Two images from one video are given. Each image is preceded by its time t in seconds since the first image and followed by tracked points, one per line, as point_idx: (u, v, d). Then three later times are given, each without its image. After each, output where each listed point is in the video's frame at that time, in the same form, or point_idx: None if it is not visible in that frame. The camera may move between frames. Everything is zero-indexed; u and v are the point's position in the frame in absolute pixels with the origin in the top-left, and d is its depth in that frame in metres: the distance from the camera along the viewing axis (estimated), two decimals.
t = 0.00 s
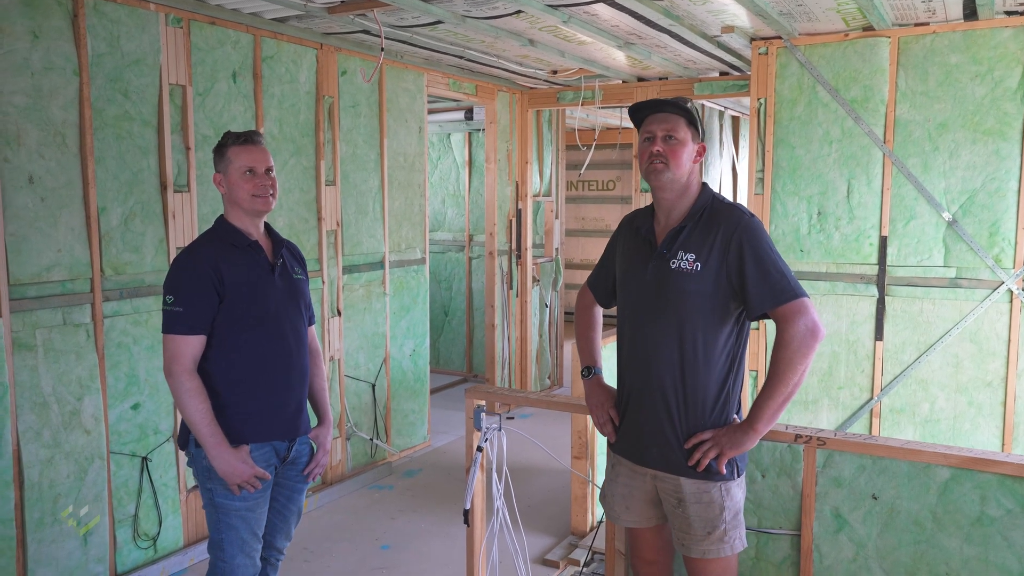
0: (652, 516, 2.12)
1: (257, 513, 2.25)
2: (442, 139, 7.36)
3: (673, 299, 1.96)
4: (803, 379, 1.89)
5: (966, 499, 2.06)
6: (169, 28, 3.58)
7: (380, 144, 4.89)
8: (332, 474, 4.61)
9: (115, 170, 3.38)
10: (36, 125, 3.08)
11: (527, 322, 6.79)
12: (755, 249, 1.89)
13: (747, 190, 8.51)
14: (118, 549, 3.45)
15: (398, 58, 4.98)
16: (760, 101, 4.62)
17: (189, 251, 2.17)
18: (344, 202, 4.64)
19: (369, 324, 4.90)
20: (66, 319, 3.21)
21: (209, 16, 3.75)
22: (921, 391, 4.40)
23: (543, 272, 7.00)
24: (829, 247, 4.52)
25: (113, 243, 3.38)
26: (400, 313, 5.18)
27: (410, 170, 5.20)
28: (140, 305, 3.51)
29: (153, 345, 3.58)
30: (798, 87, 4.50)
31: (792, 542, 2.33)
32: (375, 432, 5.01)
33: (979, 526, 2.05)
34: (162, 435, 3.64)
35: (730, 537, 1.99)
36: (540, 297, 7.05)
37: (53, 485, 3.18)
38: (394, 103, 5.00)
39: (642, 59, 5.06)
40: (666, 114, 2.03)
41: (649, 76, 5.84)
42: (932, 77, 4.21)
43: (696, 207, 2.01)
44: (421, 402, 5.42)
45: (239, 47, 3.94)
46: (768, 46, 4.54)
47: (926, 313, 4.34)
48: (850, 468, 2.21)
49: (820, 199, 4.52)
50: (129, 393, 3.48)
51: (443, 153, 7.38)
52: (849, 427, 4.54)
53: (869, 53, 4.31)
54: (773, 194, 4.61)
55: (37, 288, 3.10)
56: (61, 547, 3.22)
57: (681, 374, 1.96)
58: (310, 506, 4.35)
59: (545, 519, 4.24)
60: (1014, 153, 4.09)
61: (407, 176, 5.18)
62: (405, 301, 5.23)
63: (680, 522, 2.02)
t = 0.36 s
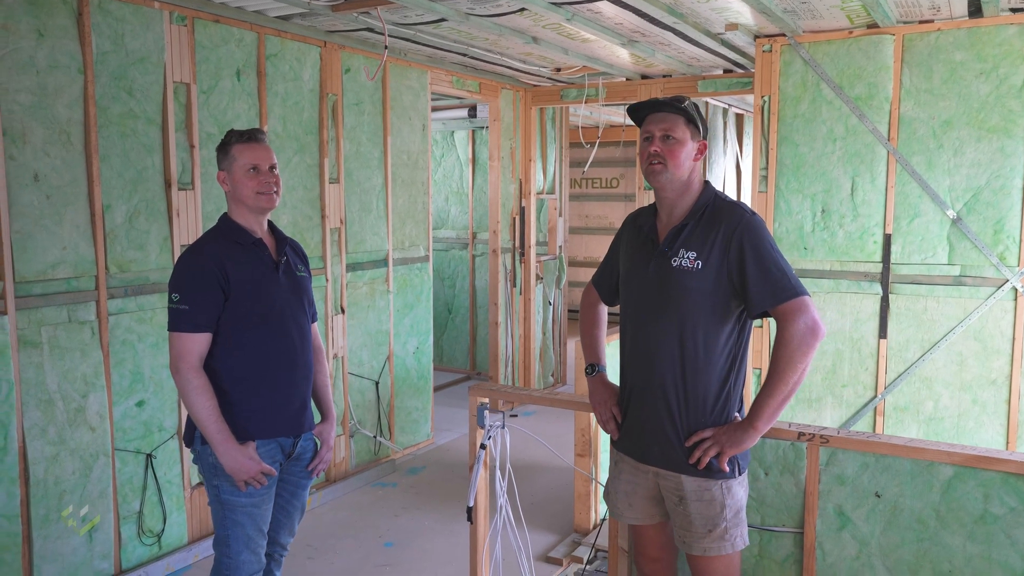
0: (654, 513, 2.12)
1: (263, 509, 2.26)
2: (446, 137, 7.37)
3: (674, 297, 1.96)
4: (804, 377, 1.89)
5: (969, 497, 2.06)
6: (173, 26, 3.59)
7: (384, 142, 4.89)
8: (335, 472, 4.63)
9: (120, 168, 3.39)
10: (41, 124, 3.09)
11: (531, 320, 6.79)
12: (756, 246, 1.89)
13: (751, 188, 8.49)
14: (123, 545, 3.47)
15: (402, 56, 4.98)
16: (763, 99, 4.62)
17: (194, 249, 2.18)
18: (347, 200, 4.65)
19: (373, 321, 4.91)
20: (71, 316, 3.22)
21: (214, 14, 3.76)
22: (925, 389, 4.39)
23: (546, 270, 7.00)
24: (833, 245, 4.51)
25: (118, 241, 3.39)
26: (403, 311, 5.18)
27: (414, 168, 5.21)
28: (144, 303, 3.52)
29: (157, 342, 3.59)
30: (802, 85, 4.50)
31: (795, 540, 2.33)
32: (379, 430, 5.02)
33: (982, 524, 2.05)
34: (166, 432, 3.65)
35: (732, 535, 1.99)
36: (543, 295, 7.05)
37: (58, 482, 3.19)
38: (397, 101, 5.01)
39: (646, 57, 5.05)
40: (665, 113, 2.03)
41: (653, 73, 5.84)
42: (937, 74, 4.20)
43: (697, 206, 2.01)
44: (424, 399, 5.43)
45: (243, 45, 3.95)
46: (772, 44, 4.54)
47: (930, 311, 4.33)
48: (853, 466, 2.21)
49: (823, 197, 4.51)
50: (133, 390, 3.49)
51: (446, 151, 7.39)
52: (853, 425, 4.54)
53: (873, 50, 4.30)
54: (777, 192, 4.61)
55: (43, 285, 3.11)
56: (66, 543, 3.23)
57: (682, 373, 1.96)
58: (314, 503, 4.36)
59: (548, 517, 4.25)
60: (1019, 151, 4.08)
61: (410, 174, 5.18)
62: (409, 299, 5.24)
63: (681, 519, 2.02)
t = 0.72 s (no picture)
0: (655, 511, 2.12)
1: (262, 506, 2.26)
2: (446, 136, 7.37)
3: (673, 295, 1.96)
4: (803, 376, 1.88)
5: (969, 495, 2.06)
6: (174, 25, 3.59)
7: (385, 140, 4.89)
8: (336, 470, 4.63)
9: (120, 166, 3.39)
10: (42, 122, 3.09)
11: (532, 318, 6.80)
12: (755, 245, 1.89)
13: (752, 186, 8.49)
14: (124, 543, 3.47)
15: (403, 54, 4.98)
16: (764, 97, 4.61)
17: (194, 246, 2.18)
18: (348, 198, 4.65)
19: (374, 320, 4.91)
20: (72, 314, 3.23)
21: (214, 12, 3.76)
22: (926, 387, 4.39)
23: (547, 268, 7.00)
24: (834, 243, 4.51)
25: (118, 239, 3.40)
26: (404, 309, 5.19)
27: (415, 166, 5.21)
28: (145, 301, 3.52)
29: (158, 340, 3.59)
30: (803, 83, 4.49)
31: (795, 538, 2.33)
32: (380, 428, 5.02)
33: (983, 522, 2.05)
34: (167, 430, 3.65)
35: (732, 534, 1.99)
36: (544, 294, 7.05)
37: (59, 480, 3.20)
38: (398, 99, 5.01)
39: (647, 55, 5.05)
40: (663, 112, 2.03)
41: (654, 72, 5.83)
42: (938, 73, 4.20)
43: (697, 204, 2.01)
44: (425, 397, 5.43)
45: (244, 43, 3.95)
46: (773, 42, 4.53)
47: (931, 310, 4.33)
48: (853, 464, 2.21)
49: (824, 195, 4.51)
50: (134, 388, 3.50)
51: (447, 150, 7.39)
52: (854, 423, 4.54)
53: (874, 48, 4.29)
54: (777, 190, 4.61)
55: (44, 284, 3.12)
56: (66, 541, 3.24)
57: (681, 371, 1.96)
58: (315, 502, 4.36)
59: (549, 515, 4.25)
60: (1019, 150, 4.08)
61: (411, 172, 5.18)
62: (409, 297, 5.24)
63: (681, 517, 2.02)
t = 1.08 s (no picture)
0: (652, 511, 2.13)
1: (260, 505, 2.26)
2: (444, 135, 7.37)
3: (671, 294, 1.97)
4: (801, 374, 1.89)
5: (965, 493, 2.06)
6: (171, 24, 3.59)
7: (383, 139, 4.89)
8: (334, 469, 4.63)
9: (118, 165, 3.39)
10: (39, 121, 3.09)
11: (530, 317, 6.80)
12: (753, 244, 1.89)
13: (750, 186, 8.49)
14: (121, 543, 3.47)
15: (400, 53, 4.98)
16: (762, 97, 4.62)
17: (192, 245, 2.17)
18: (346, 197, 4.65)
19: (372, 319, 4.91)
20: (69, 314, 3.22)
21: (212, 11, 3.75)
22: (923, 386, 4.40)
23: (545, 268, 7.00)
24: (831, 242, 4.52)
25: (116, 238, 3.39)
26: (402, 308, 5.19)
27: (412, 166, 5.21)
28: (143, 300, 3.52)
29: (156, 340, 3.59)
30: (800, 83, 4.50)
31: (792, 537, 2.34)
32: (377, 428, 5.02)
33: (979, 520, 2.06)
34: (164, 430, 3.65)
35: (729, 533, 1.99)
36: (542, 293, 7.05)
37: (56, 480, 3.20)
38: (396, 99, 5.01)
39: (644, 55, 5.05)
40: (660, 112, 2.03)
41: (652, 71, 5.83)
42: (935, 72, 4.20)
43: (695, 204, 2.01)
44: (423, 397, 5.43)
45: (242, 42, 3.95)
46: (771, 41, 4.54)
47: (928, 309, 4.34)
48: (849, 463, 2.21)
49: (822, 194, 4.51)
50: (131, 387, 3.50)
51: (445, 149, 7.39)
52: (851, 422, 4.55)
53: (871, 48, 4.30)
54: (775, 189, 4.62)
55: (41, 283, 3.11)
56: (64, 541, 3.24)
57: (680, 370, 1.97)
58: (313, 501, 4.36)
59: (546, 515, 4.25)
60: (1016, 149, 4.08)
61: (409, 172, 5.18)
62: (407, 296, 5.24)
63: (679, 516, 2.03)
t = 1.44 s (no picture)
0: (649, 510, 2.13)
1: (257, 505, 2.26)
2: (441, 135, 7.36)
3: (667, 294, 1.97)
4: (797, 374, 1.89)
5: (960, 493, 2.07)
6: (167, 24, 3.58)
7: (379, 140, 4.89)
8: (330, 469, 4.63)
9: (113, 165, 3.38)
10: (34, 121, 3.08)
11: (526, 317, 6.80)
12: (749, 244, 1.89)
13: (746, 186, 8.50)
14: (117, 543, 3.46)
15: (396, 53, 4.98)
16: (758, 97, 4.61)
17: (188, 245, 2.17)
18: (342, 197, 4.64)
19: (368, 319, 4.90)
20: (65, 314, 3.22)
21: (207, 11, 3.75)
22: (918, 386, 4.41)
23: (542, 268, 7.00)
24: (827, 242, 4.52)
25: (111, 238, 3.39)
26: (398, 308, 5.18)
27: (408, 166, 5.20)
28: (138, 301, 3.52)
29: (151, 340, 3.58)
30: (796, 83, 4.51)
31: (788, 536, 2.34)
32: (374, 428, 5.02)
33: (974, 519, 2.06)
34: (160, 430, 3.65)
35: (725, 532, 1.99)
36: (538, 293, 7.05)
37: (51, 480, 3.19)
38: (392, 99, 5.00)
39: (640, 55, 5.06)
40: (655, 113, 2.04)
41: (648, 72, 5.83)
42: (930, 72, 4.21)
43: (692, 204, 2.01)
44: (419, 397, 5.43)
45: (237, 42, 3.94)
46: (766, 42, 4.55)
47: (924, 308, 4.35)
48: (845, 462, 2.22)
49: (817, 194, 4.52)
50: (127, 388, 3.49)
51: (441, 149, 7.38)
52: (847, 421, 4.56)
53: (866, 48, 4.31)
54: (771, 189, 4.62)
55: (36, 283, 3.11)
56: (59, 541, 3.23)
57: (676, 370, 1.97)
58: (309, 501, 4.36)
59: (543, 514, 4.25)
60: (1011, 149, 4.09)
61: (405, 172, 5.17)
62: (403, 296, 5.23)
63: (675, 515, 2.03)
